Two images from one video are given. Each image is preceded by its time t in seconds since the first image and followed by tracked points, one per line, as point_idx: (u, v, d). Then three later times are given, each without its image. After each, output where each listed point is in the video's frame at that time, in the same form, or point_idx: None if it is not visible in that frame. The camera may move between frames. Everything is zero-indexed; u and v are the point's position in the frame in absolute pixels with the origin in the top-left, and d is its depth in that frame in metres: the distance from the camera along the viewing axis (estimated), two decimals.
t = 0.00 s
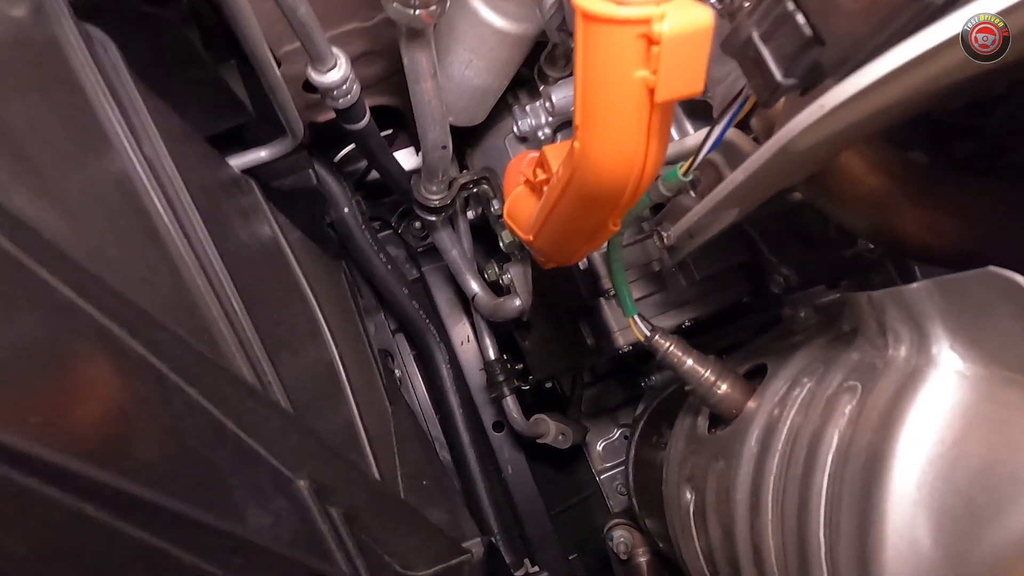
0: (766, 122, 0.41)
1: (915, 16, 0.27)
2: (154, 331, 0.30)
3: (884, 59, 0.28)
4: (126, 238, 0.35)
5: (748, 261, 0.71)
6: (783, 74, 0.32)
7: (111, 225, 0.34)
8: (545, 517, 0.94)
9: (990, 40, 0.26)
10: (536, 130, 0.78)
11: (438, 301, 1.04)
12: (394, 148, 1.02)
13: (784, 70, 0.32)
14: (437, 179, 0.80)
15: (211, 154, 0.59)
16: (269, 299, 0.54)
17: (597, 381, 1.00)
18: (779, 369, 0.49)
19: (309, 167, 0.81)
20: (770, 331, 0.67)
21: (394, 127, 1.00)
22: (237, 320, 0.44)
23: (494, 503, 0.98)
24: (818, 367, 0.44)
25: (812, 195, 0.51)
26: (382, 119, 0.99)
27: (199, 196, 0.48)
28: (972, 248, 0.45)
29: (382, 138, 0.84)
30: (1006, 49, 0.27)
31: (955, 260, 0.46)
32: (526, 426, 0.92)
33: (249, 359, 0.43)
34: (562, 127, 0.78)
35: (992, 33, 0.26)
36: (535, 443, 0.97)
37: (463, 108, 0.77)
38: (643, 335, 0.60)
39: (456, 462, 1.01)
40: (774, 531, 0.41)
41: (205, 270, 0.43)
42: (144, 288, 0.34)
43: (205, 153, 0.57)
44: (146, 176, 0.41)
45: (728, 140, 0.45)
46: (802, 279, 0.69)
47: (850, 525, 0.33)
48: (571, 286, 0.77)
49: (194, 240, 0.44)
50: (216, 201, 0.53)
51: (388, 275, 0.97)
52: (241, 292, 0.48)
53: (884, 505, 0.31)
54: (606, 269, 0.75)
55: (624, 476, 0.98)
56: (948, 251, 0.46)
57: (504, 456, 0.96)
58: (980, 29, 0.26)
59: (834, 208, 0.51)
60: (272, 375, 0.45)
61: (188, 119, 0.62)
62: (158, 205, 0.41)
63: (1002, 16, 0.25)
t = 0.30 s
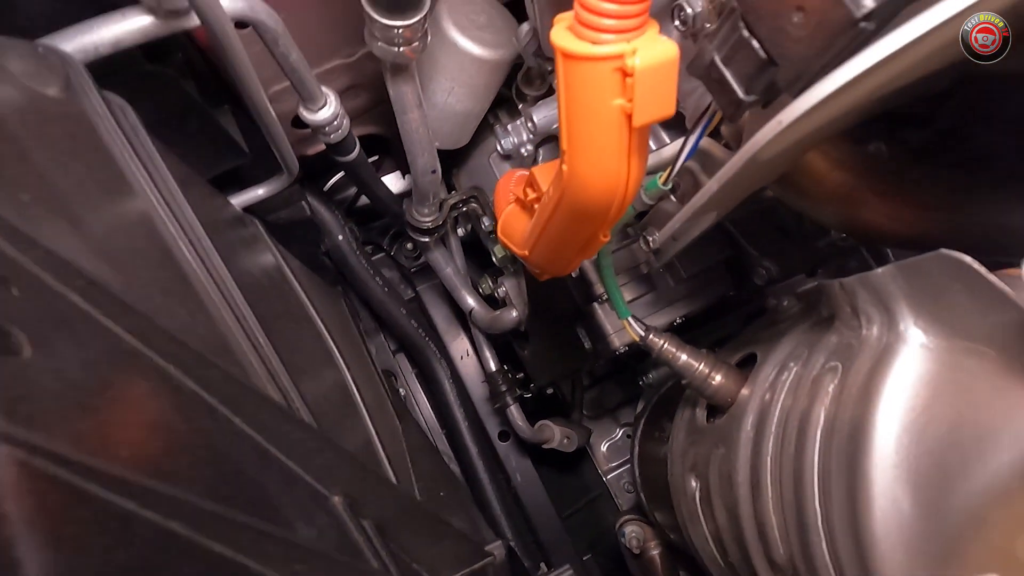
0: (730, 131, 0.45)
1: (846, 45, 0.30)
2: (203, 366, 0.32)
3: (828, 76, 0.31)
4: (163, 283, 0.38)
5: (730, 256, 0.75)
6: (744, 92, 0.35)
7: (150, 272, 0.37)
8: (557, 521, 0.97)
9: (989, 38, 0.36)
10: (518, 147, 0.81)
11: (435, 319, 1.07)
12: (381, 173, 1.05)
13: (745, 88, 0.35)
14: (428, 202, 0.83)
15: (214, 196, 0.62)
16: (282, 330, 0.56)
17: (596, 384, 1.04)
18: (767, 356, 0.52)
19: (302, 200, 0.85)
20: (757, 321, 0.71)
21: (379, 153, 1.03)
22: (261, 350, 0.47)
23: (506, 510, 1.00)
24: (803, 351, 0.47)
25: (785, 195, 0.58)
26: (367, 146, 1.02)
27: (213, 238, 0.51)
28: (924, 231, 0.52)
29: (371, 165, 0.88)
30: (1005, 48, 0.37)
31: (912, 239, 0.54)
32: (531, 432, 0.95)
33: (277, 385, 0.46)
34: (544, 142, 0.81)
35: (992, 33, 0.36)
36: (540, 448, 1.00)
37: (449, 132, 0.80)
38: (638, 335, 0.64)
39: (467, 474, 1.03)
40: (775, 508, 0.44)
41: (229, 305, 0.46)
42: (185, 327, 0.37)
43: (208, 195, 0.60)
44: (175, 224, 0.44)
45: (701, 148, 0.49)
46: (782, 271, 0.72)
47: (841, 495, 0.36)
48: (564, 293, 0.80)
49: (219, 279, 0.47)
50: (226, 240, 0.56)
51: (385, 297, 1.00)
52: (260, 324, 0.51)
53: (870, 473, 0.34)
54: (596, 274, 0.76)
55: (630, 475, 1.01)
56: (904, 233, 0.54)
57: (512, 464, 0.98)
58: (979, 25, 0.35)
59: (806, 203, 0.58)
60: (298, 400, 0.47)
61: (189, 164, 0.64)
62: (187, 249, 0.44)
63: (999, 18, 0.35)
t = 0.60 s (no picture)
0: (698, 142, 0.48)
1: (798, 67, 0.33)
2: (241, 407, 0.35)
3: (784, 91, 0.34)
4: (190, 332, 0.40)
5: (713, 253, 0.79)
6: (712, 108, 0.38)
7: (177, 324, 0.39)
8: (571, 524, 1.00)
9: (987, 38, 0.45)
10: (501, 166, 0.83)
11: (432, 338, 1.09)
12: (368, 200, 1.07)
13: (713, 104, 0.38)
14: (418, 227, 0.86)
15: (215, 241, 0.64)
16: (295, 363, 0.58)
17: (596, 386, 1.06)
18: (758, 344, 0.56)
19: (293, 236, 0.87)
20: (743, 311, 0.74)
21: (365, 181, 1.06)
22: (285, 381, 0.49)
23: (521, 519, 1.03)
24: (790, 337, 0.51)
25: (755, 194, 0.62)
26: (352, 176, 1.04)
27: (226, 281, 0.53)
28: (891, 219, 0.55)
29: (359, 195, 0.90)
30: (1002, 48, 0.46)
31: (882, 227, 0.57)
32: (537, 439, 0.97)
33: (305, 414, 0.48)
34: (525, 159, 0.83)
35: (991, 32, 0.45)
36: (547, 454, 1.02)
37: (432, 158, 0.83)
38: (634, 336, 0.67)
39: (479, 487, 1.05)
40: (779, 485, 0.47)
41: (256, 342, 0.49)
42: (217, 370, 0.39)
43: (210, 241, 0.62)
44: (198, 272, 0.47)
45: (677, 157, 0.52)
46: (761, 262, 0.77)
47: (837, 467, 0.39)
48: (558, 302, 0.83)
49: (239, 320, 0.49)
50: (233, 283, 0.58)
51: (382, 321, 1.02)
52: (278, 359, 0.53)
53: (860, 443, 0.37)
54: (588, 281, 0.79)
55: (636, 471, 1.03)
56: (874, 222, 0.57)
57: (522, 473, 1.01)
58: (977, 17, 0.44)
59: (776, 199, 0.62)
60: (323, 427, 0.50)
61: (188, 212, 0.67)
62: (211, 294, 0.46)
63: (997, 19, 0.45)
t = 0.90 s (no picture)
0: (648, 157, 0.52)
1: (733, 84, 0.36)
2: (263, 464, 0.37)
3: (722, 105, 0.38)
4: (197, 401, 0.42)
5: (681, 249, 0.82)
6: (662, 126, 0.42)
7: (184, 395, 0.41)
8: (581, 528, 1.02)
9: (986, 37, 0.48)
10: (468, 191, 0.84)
11: (422, 365, 1.11)
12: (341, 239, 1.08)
13: (662, 123, 0.42)
14: (397, 261, 0.88)
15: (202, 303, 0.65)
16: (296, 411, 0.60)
17: (586, 391, 1.09)
18: (735, 333, 0.59)
19: (273, 284, 0.90)
20: (719, 301, 0.77)
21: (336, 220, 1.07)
22: (295, 429, 0.51)
23: (533, 532, 1.02)
24: (764, 323, 0.54)
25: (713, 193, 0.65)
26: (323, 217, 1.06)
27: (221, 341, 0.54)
28: (833, 201, 0.58)
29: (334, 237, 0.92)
30: (1001, 48, 0.48)
31: (827, 210, 0.59)
32: (538, 450, 0.99)
33: (319, 458, 0.50)
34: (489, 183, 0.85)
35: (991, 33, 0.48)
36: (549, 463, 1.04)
37: (401, 193, 0.85)
38: (618, 340, 0.70)
39: (487, 505, 1.04)
40: (772, 463, 0.50)
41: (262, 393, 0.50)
42: (230, 432, 0.41)
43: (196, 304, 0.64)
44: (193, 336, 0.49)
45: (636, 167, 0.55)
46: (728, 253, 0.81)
47: (820, 439, 0.42)
48: (541, 315, 0.85)
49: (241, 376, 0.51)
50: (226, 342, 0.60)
51: (372, 356, 1.03)
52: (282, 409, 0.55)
53: (837, 416, 0.40)
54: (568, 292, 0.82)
55: (637, 468, 1.06)
56: (817, 206, 0.59)
57: (527, 486, 1.04)
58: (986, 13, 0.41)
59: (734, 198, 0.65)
60: (336, 468, 0.51)
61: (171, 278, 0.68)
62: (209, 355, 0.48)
63: (997, 19, 0.48)
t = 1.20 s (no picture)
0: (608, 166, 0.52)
1: (676, 95, 0.36)
2: (275, 522, 0.37)
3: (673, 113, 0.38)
4: (201, 465, 0.42)
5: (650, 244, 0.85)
6: (617, 137, 0.41)
7: (188, 460, 0.41)
8: (592, 528, 1.03)
9: (983, 39, 0.35)
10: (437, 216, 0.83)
11: (413, 390, 1.11)
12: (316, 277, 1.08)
13: (618, 134, 0.41)
14: (376, 292, 0.88)
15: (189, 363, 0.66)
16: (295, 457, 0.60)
17: (579, 395, 1.11)
18: (713, 321, 0.60)
19: (253, 331, 0.91)
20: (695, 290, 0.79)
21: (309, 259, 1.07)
22: (301, 475, 0.51)
23: (543, 540, 1.00)
24: (739, 309, 0.55)
25: (675, 189, 0.64)
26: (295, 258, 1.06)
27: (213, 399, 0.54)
28: (790, 181, 0.58)
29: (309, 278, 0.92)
30: (1001, 52, 0.35)
31: (786, 193, 0.60)
32: (538, 458, 0.99)
33: (328, 500, 0.50)
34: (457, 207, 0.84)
35: (994, 32, 0.35)
36: (552, 470, 1.05)
37: (371, 226, 0.86)
38: (602, 341, 0.72)
39: (495, 520, 1.03)
40: (766, 442, 0.51)
41: (260, 445, 0.50)
42: (238, 489, 0.42)
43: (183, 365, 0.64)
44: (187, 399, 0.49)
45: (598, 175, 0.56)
46: (698, 242, 0.82)
47: (807, 414, 0.44)
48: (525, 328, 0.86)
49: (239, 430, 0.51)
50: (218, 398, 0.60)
51: (362, 389, 1.04)
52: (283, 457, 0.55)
53: (820, 391, 0.42)
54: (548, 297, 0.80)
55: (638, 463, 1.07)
56: (774, 190, 0.60)
57: (533, 494, 1.04)
58: (977, 28, 0.35)
59: (696, 194, 0.64)
60: (345, 508, 0.52)
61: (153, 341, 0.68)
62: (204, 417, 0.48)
63: (998, 16, 0.35)
